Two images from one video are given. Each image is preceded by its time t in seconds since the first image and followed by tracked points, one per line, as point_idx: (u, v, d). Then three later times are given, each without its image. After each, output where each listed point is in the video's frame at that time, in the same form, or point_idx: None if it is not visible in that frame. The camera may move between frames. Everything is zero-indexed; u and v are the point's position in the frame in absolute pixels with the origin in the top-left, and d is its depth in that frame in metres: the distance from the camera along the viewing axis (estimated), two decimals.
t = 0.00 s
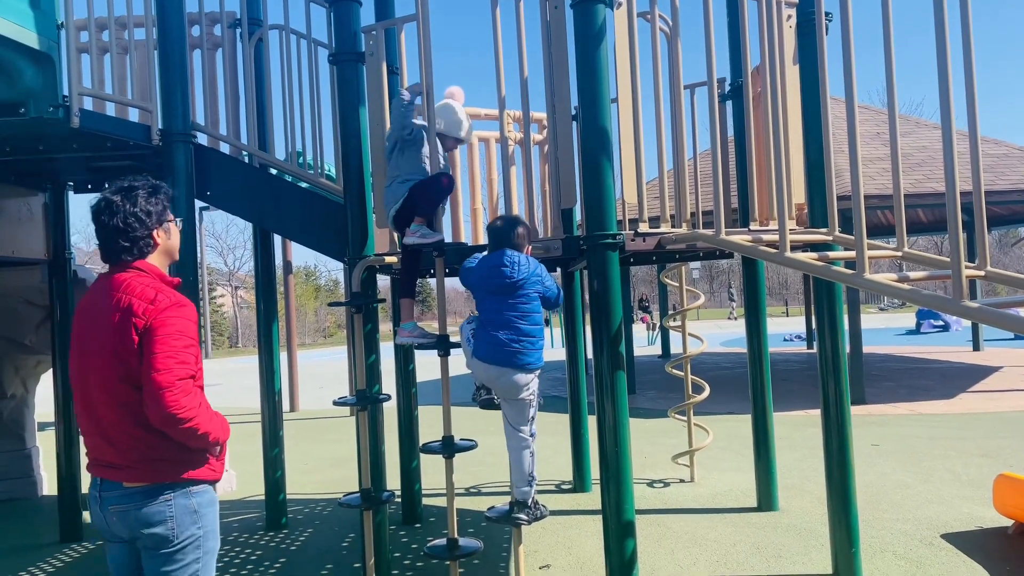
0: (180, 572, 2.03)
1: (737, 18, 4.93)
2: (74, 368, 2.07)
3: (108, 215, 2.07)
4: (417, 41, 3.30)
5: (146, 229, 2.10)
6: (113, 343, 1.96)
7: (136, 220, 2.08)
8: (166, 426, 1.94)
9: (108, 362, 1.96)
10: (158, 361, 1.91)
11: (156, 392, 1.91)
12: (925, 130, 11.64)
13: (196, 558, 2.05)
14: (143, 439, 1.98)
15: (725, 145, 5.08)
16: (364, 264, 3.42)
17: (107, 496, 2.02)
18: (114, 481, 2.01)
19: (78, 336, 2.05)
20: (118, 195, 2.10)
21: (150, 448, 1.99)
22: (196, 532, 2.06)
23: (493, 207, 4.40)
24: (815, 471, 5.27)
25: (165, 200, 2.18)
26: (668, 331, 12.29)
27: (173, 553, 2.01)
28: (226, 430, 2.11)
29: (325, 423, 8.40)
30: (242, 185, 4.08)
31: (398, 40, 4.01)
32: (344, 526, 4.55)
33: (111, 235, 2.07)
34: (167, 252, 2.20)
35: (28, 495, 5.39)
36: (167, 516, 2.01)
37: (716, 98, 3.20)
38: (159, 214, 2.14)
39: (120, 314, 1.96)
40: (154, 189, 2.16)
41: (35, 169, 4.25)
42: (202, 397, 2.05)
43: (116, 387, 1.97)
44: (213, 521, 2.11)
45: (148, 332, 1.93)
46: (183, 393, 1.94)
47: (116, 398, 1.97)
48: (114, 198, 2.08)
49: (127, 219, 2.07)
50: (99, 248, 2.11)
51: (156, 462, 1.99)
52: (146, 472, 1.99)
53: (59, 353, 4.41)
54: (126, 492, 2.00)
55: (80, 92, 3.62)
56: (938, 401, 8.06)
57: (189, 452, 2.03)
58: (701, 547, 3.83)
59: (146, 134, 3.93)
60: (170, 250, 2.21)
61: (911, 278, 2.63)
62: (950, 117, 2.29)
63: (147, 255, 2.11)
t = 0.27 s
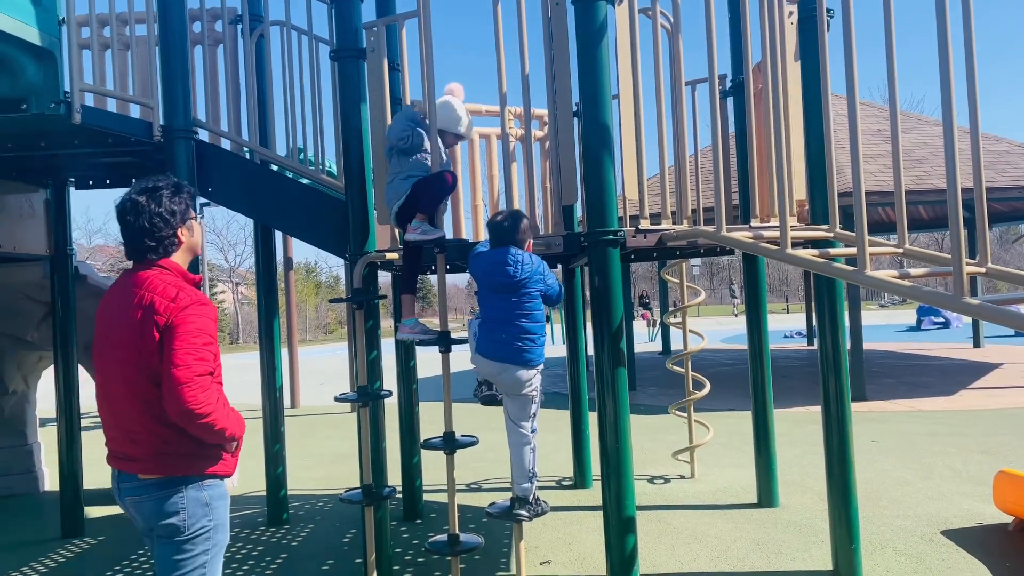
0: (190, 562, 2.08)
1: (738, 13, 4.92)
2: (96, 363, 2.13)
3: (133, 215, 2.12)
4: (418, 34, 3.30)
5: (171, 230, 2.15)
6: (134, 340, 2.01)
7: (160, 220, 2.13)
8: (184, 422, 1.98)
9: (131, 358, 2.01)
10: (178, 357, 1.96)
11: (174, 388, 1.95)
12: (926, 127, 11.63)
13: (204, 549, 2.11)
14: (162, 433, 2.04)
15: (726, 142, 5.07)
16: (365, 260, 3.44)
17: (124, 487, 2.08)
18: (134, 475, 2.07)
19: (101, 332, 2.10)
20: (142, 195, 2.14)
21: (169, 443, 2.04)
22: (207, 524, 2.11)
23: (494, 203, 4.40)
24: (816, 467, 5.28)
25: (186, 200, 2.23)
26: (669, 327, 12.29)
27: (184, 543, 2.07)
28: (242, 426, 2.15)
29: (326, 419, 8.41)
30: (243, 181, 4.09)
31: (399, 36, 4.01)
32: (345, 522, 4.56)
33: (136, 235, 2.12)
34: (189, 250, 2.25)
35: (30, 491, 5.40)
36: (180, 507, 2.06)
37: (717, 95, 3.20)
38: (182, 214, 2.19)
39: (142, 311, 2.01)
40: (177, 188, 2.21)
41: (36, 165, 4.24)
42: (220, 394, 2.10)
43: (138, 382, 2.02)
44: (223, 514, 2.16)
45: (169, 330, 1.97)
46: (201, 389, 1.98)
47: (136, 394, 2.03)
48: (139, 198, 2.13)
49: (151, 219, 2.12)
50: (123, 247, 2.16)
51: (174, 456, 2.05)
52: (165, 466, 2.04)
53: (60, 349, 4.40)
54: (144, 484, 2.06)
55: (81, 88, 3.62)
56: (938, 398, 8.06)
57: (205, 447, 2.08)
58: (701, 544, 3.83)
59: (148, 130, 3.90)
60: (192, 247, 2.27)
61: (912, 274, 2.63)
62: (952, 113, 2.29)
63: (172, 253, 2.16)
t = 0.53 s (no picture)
0: (190, 553, 2.13)
1: (739, 10, 4.91)
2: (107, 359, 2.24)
3: (137, 221, 2.22)
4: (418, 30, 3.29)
5: (174, 234, 2.24)
6: (139, 337, 2.11)
7: (164, 225, 2.22)
8: (183, 415, 2.06)
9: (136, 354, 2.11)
10: (178, 353, 2.04)
11: (175, 383, 2.04)
12: (927, 124, 11.62)
13: (205, 540, 2.16)
14: (163, 426, 2.12)
15: (726, 138, 5.07)
16: (365, 257, 3.43)
17: (130, 478, 2.17)
18: (136, 466, 2.15)
19: (111, 330, 2.21)
20: (146, 202, 2.24)
21: (168, 437, 2.11)
22: (207, 515, 2.16)
23: (494, 200, 4.40)
24: (816, 464, 5.28)
25: (189, 204, 2.32)
26: (669, 325, 12.28)
27: (185, 532, 2.13)
28: (241, 422, 2.23)
29: (326, 416, 8.41)
30: (242, 178, 4.08)
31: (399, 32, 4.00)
32: (345, 518, 4.56)
33: (141, 240, 2.21)
34: (194, 253, 2.35)
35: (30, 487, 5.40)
36: (181, 498, 2.13)
37: (717, 92, 3.19)
38: (185, 218, 2.27)
39: (146, 310, 2.10)
40: (180, 193, 2.30)
41: (36, 161, 4.23)
42: (219, 390, 2.18)
43: (142, 378, 2.12)
44: (224, 507, 2.21)
45: (171, 327, 2.06)
46: (199, 384, 2.06)
47: (141, 388, 2.12)
48: (142, 205, 2.23)
49: (154, 224, 2.21)
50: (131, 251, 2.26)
51: (174, 449, 2.12)
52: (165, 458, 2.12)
53: (60, 346, 4.40)
54: (146, 475, 2.14)
55: (81, 85, 3.61)
56: (938, 395, 8.06)
57: (205, 441, 2.15)
58: (701, 541, 3.83)
59: (148, 126, 3.91)
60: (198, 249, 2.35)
61: (912, 271, 2.62)
62: (954, 110, 2.28)
63: (177, 257, 2.25)
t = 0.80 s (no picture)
0: (202, 527, 2.28)
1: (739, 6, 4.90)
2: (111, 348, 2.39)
3: (136, 216, 2.36)
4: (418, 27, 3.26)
5: (169, 229, 2.37)
6: (139, 326, 2.25)
7: (158, 223, 2.35)
8: (178, 398, 2.20)
9: (135, 342, 2.26)
10: (173, 340, 2.18)
11: (170, 368, 2.17)
12: (927, 121, 11.61)
13: (216, 513, 2.31)
14: (161, 410, 2.26)
15: (726, 135, 5.06)
16: (364, 254, 3.41)
17: (134, 463, 2.32)
18: (138, 449, 2.30)
19: (114, 320, 2.36)
20: (144, 199, 2.38)
21: (167, 420, 2.26)
22: (212, 491, 2.31)
23: (494, 196, 4.39)
24: (815, 461, 5.29)
25: (185, 201, 2.46)
26: (668, 322, 12.29)
27: (192, 510, 2.28)
28: (234, 406, 2.36)
29: (325, 413, 8.41)
30: (242, 174, 4.07)
31: (398, 28, 3.98)
32: (345, 515, 4.57)
33: (139, 235, 2.35)
34: (189, 248, 2.47)
35: (29, 483, 5.40)
36: (182, 480, 2.27)
37: (717, 89, 3.18)
38: (179, 216, 2.40)
39: (145, 300, 2.25)
40: (176, 192, 2.44)
41: (35, 156, 4.23)
42: (214, 376, 2.32)
43: (142, 364, 2.26)
44: (226, 482, 2.35)
45: (168, 316, 2.20)
46: (194, 370, 2.20)
47: (141, 374, 2.27)
48: (141, 201, 2.37)
49: (151, 219, 2.35)
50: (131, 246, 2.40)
51: (170, 431, 2.26)
52: (164, 440, 2.26)
53: (59, 342, 4.39)
54: (149, 458, 2.29)
55: (80, 80, 3.61)
56: (937, 392, 8.07)
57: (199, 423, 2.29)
58: (700, 538, 3.84)
59: (146, 122, 3.89)
60: (193, 246, 2.48)
61: (912, 268, 2.61)
62: (954, 107, 2.28)
63: (171, 252, 2.38)
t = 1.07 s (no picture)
0: (212, 515, 2.36)
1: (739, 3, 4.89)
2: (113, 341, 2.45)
3: (136, 211, 2.43)
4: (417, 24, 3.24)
5: (167, 223, 2.44)
6: (140, 318, 2.31)
7: (156, 219, 2.42)
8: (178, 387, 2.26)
9: (137, 334, 2.31)
10: (172, 330, 2.23)
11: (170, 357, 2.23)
12: (926, 118, 11.61)
13: (224, 500, 2.38)
14: (162, 399, 2.31)
15: (726, 132, 5.05)
16: (363, 251, 3.38)
17: (139, 452, 2.36)
18: (140, 437, 2.35)
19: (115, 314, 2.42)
20: (144, 195, 2.46)
21: (168, 408, 2.31)
22: (218, 479, 2.37)
23: (493, 194, 4.39)
24: (813, 459, 5.29)
25: (184, 197, 2.52)
26: (667, 319, 12.29)
27: (201, 499, 2.34)
28: (232, 394, 2.42)
29: (324, 410, 8.41)
30: (241, 171, 4.06)
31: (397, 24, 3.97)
32: (343, 512, 4.57)
33: (139, 229, 2.42)
34: (188, 244, 2.53)
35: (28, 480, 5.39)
36: (189, 470, 2.33)
37: (717, 86, 3.18)
38: (177, 213, 2.47)
39: (145, 293, 2.30)
40: (175, 188, 2.51)
41: (33, 153, 4.21)
42: (212, 366, 2.38)
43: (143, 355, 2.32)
44: (231, 469, 2.42)
45: (166, 307, 2.25)
46: (192, 360, 2.26)
47: (142, 365, 2.32)
48: (140, 196, 2.44)
49: (151, 214, 2.42)
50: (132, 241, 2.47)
51: (172, 420, 2.31)
52: (166, 428, 2.31)
53: (58, 339, 4.38)
54: (153, 447, 2.34)
55: (78, 77, 3.60)
56: (936, 390, 8.08)
57: (199, 412, 2.34)
58: (699, 535, 3.84)
59: (144, 118, 3.88)
60: (192, 242, 2.55)
61: (912, 266, 2.61)
62: (954, 105, 2.27)
63: (169, 248, 2.46)
